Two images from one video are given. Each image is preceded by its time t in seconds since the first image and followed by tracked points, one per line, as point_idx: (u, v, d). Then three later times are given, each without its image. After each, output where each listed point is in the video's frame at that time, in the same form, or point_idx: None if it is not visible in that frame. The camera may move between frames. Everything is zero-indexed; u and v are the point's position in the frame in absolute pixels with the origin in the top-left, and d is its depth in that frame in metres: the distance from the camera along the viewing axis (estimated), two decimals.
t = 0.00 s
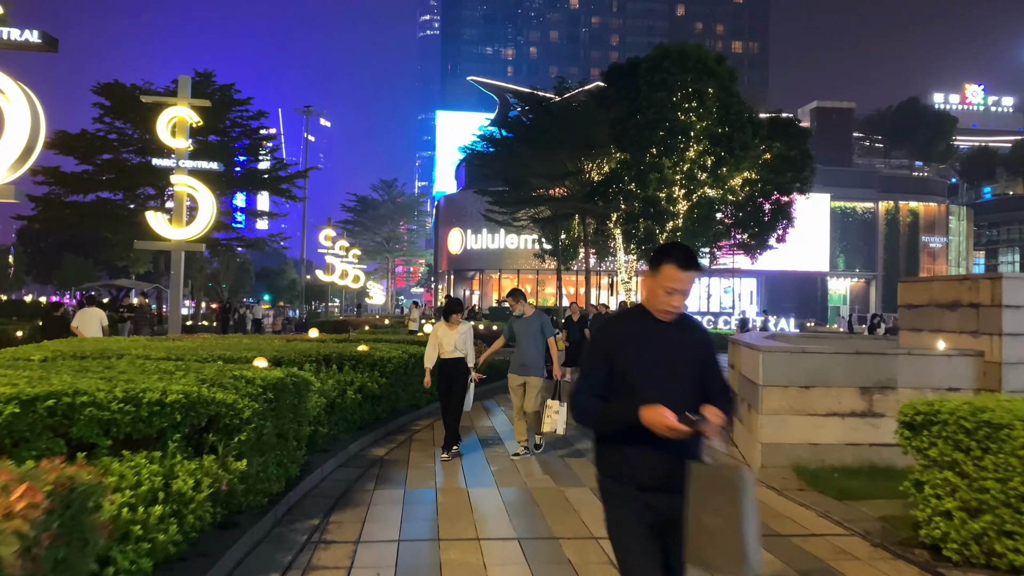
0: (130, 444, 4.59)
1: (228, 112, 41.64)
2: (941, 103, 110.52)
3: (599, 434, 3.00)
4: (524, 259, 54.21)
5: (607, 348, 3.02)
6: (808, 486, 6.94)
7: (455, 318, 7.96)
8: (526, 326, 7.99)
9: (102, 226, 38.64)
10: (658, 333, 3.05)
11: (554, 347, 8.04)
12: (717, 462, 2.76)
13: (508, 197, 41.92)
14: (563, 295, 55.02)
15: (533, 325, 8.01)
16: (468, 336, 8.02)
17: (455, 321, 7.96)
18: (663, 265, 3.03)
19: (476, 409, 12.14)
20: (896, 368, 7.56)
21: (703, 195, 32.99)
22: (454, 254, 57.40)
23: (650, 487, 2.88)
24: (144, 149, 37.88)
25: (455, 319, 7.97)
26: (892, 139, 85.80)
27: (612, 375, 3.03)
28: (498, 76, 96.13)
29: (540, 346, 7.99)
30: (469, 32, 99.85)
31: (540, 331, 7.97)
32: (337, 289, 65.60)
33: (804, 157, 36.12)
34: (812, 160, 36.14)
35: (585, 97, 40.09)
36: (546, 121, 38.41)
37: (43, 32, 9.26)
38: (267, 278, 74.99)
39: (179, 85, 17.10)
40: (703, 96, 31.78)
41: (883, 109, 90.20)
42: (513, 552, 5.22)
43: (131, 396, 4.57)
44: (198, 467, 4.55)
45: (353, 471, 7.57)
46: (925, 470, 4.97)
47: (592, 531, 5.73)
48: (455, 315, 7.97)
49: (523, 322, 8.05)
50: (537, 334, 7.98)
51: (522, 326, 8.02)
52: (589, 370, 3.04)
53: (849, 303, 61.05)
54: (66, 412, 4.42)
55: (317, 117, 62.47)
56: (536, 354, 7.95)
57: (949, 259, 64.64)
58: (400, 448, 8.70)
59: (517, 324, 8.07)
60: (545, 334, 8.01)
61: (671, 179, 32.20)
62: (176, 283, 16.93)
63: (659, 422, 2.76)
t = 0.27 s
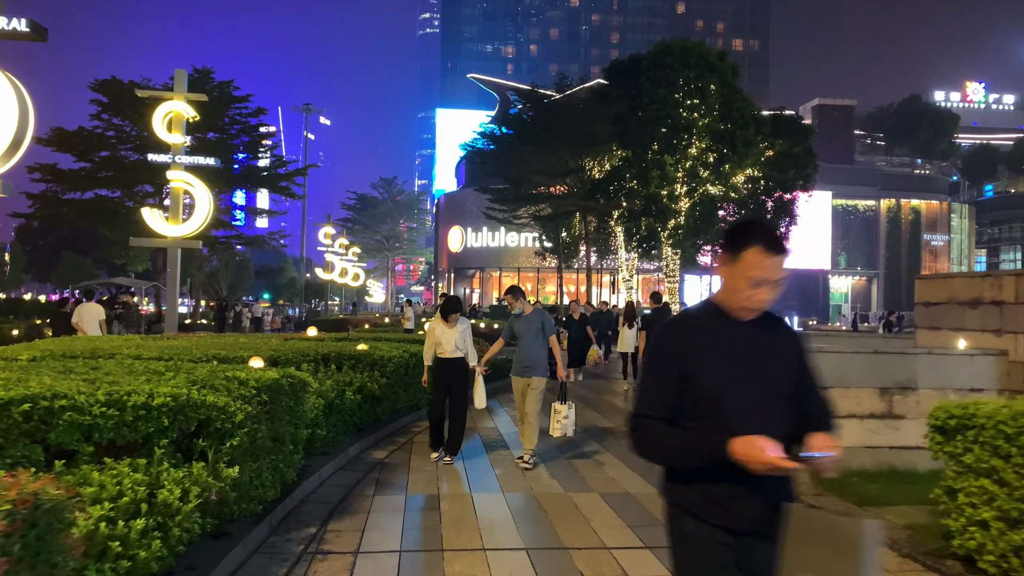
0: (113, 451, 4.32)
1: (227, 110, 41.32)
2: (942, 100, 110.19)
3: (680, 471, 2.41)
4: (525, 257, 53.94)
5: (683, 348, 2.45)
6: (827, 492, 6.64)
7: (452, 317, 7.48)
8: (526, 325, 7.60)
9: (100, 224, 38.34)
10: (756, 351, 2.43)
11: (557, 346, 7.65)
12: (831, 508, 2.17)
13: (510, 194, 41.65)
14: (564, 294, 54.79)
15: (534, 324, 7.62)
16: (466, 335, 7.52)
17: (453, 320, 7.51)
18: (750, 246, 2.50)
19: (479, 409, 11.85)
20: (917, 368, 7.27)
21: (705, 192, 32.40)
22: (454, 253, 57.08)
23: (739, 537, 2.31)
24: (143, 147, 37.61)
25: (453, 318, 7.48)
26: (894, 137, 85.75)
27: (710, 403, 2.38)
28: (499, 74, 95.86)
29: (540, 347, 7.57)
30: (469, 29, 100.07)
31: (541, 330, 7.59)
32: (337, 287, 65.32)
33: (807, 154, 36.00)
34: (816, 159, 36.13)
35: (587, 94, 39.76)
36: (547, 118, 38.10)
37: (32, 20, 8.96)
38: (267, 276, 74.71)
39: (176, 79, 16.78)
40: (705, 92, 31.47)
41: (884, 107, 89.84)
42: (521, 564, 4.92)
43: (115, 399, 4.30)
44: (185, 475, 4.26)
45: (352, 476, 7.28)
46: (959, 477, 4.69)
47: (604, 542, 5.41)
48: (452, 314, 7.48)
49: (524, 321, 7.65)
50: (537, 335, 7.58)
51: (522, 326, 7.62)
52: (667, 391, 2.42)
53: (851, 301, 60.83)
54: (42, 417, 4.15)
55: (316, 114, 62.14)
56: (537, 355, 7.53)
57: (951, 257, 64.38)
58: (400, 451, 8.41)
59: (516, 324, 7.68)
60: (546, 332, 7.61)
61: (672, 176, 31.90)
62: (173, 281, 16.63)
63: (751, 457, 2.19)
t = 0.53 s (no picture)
0: (96, 462, 4.06)
1: (226, 108, 41.05)
2: (944, 98, 109.78)
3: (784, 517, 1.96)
4: (525, 256, 53.69)
5: (793, 346, 2.00)
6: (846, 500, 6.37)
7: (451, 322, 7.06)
8: (533, 329, 7.30)
9: (99, 223, 38.07)
10: (893, 358, 1.98)
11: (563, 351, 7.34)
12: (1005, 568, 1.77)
13: (511, 193, 41.40)
14: (565, 293, 54.59)
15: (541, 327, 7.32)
16: (464, 340, 7.08)
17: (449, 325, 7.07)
18: (907, 217, 2.09)
19: (481, 412, 11.60)
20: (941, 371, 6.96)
21: (706, 191, 32.24)
22: (454, 251, 56.78)
23: None
24: (141, 146, 37.35)
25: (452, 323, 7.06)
26: (896, 135, 85.46)
27: (832, 433, 1.90)
28: (499, 73, 95.56)
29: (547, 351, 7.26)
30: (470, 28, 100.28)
31: (547, 335, 7.29)
32: (337, 287, 65.12)
33: (810, 152, 35.57)
34: (819, 156, 35.65)
35: (588, 92, 39.44)
36: (548, 117, 37.82)
37: (21, 12, 8.69)
38: (268, 276, 74.52)
39: (172, 75, 16.48)
40: (708, 90, 31.10)
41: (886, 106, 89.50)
42: None
43: (98, 408, 4.04)
44: (174, 489, 3.98)
45: (353, 483, 6.99)
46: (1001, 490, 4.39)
47: (620, 555, 5.14)
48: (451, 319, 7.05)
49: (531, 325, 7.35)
50: (545, 339, 7.28)
51: (529, 329, 7.32)
52: (796, 421, 1.93)
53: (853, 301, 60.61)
54: (19, 427, 3.90)
55: (316, 113, 61.77)
56: (543, 359, 7.22)
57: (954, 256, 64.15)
58: (402, 457, 8.12)
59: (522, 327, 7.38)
60: (552, 338, 7.31)
61: (674, 175, 31.62)
62: (170, 280, 16.36)
63: (932, 497, 1.72)
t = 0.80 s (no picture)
0: (67, 470, 3.80)
1: (225, 105, 40.81)
2: (945, 97, 109.44)
3: None
4: (526, 255, 53.44)
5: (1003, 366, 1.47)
6: (861, 507, 6.12)
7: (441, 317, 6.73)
8: (535, 327, 7.02)
9: (96, 222, 37.81)
10: None
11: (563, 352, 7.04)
12: None
13: (511, 192, 41.14)
14: (565, 293, 54.31)
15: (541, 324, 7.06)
16: (455, 336, 6.77)
17: (439, 321, 6.73)
18: None
19: (479, 413, 11.34)
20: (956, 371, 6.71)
21: (708, 189, 31.94)
22: (454, 251, 56.49)
23: None
24: (139, 143, 37.09)
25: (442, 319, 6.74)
26: (897, 134, 85.19)
27: None
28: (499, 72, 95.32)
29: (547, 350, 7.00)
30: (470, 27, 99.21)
31: (551, 334, 7.02)
32: (336, 286, 64.89)
33: (812, 151, 35.20)
34: (821, 155, 35.28)
35: (589, 90, 39.16)
36: (549, 115, 37.55)
37: (6, 2, 8.42)
38: (267, 275, 74.33)
39: (167, 70, 16.21)
40: (709, 88, 30.79)
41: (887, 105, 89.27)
42: None
43: (68, 413, 3.79)
44: (148, 500, 3.72)
45: (347, 488, 6.74)
46: None
47: (626, 567, 4.89)
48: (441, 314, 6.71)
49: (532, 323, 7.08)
50: (547, 338, 7.00)
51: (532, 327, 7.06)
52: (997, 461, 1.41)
53: (854, 300, 60.38)
54: None
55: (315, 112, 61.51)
56: (541, 360, 6.93)
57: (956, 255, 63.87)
58: (399, 460, 7.87)
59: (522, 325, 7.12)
60: (555, 338, 7.03)
61: (675, 173, 31.34)
62: (165, 278, 16.11)
63: None
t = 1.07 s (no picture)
0: (27, 481, 3.51)
1: (223, 103, 40.53)
2: (946, 96, 109.17)
3: None
4: (526, 254, 53.16)
5: None
6: (877, 515, 5.83)
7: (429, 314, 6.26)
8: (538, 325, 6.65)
9: (93, 220, 37.48)
10: None
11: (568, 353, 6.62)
12: None
13: (511, 190, 40.83)
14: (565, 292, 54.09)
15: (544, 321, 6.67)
16: (444, 335, 6.27)
17: (428, 319, 6.25)
18: None
19: (479, 414, 11.05)
20: (974, 371, 6.42)
21: (710, 187, 31.66)
22: (454, 249, 56.23)
23: None
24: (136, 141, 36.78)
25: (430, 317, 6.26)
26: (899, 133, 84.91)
27: None
28: (499, 70, 95.04)
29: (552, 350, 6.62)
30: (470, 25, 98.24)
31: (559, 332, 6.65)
32: (336, 285, 64.62)
33: (815, 148, 34.80)
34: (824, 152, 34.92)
35: (590, 87, 38.82)
36: (549, 112, 37.25)
37: None
38: (267, 273, 74.03)
39: (160, 64, 15.92)
40: (711, 85, 30.46)
41: (889, 102, 89.03)
42: None
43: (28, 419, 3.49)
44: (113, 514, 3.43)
45: (337, 494, 6.44)
46: None
47: None
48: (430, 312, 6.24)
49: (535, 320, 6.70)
50: (551, 336, 6.61)
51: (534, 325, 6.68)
52: None
53: (855, 299, 60.23)
54: None
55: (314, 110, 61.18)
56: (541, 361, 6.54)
57: (958, 254, 63.61)
58: (393, 463, 7.56)
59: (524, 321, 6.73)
60: (562, 339, 6.66)
61: (677, 171, 31.00)
62: (158, 276, 15.79)
63: None
